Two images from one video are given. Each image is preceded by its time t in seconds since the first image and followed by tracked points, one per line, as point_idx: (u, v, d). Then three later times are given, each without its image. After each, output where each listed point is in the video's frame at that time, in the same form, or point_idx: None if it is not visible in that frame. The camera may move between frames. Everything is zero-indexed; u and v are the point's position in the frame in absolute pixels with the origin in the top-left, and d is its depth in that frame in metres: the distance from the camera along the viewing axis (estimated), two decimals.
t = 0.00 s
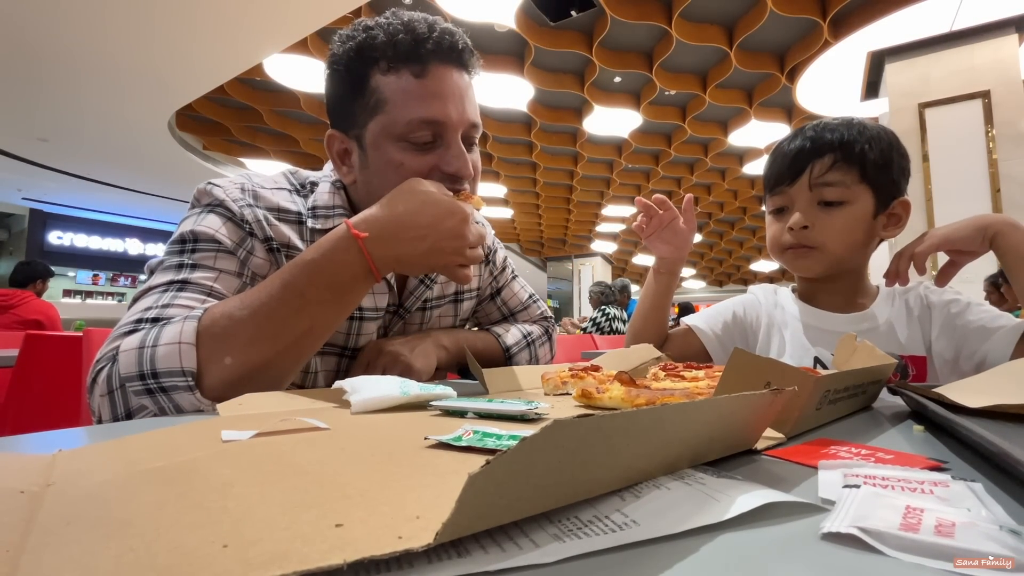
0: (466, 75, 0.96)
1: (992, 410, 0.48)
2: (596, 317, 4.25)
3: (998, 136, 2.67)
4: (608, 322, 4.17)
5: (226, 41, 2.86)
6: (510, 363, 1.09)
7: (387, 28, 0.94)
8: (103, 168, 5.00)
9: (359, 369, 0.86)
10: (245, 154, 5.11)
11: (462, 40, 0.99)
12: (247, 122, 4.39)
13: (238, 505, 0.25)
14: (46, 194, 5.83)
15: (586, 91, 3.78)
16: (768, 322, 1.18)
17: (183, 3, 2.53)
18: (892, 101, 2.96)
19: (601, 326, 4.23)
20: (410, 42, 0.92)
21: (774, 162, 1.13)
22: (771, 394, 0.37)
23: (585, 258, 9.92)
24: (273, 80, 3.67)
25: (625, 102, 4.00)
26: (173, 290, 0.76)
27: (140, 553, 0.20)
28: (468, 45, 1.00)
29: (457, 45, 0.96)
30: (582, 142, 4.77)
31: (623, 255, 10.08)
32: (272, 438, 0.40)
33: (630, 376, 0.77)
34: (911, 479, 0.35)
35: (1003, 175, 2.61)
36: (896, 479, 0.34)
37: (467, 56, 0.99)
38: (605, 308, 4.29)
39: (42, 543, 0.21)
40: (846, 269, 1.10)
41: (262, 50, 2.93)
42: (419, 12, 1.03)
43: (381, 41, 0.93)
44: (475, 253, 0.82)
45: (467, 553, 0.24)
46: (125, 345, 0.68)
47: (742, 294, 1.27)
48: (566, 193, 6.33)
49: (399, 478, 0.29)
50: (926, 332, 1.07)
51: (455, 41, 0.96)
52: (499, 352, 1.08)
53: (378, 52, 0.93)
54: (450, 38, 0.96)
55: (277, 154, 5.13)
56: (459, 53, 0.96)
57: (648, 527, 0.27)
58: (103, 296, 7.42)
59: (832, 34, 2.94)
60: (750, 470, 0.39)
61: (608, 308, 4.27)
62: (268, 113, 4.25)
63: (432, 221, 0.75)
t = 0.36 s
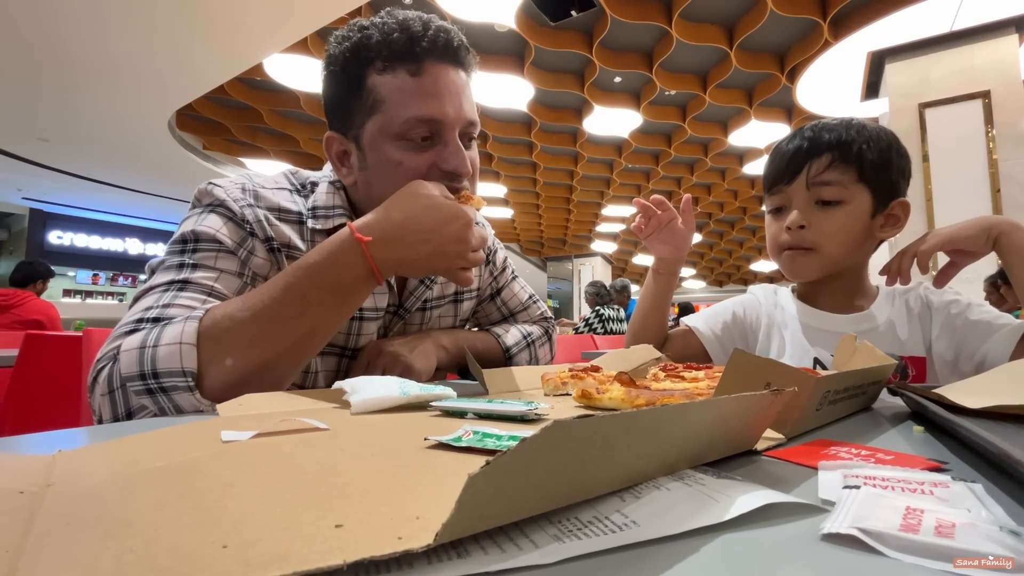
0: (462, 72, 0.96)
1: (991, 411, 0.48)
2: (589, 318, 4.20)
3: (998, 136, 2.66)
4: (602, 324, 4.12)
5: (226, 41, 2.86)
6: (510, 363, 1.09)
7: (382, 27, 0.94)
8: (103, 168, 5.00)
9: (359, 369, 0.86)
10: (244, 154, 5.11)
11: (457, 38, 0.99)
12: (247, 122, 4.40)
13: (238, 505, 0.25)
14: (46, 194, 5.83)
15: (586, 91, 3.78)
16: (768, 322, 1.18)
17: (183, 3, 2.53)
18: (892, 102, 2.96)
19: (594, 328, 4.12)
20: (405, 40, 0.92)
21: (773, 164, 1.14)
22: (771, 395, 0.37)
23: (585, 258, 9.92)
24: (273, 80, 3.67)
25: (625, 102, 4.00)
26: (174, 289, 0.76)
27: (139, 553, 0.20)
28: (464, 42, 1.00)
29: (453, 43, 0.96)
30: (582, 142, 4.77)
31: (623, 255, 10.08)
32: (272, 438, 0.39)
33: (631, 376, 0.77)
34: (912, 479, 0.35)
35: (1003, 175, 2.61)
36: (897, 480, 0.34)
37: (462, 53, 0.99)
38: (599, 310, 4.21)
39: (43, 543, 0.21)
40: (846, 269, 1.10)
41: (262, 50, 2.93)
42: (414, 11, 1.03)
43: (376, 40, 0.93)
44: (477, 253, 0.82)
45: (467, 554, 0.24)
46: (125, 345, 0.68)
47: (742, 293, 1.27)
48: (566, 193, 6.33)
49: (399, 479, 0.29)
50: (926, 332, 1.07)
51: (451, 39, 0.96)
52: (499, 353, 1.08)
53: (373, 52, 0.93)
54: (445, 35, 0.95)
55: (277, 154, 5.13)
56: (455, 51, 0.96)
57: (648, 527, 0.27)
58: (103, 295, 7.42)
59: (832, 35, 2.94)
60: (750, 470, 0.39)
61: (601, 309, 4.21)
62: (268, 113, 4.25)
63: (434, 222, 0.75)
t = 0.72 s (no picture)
0: (461, 71, 0.96)
1: (992, 411, 0.48)
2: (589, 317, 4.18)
3: (998, 136, 2.66)
4: (603, 323, 4.11)
5: (226, 40, 2.86)
6: (510, 363, 1.09)
7: (381, 26, 0.94)
8: (103, 167, 5.00)
9: (359, 369, 0.86)
10: (245, 154, 5.11)
11: (456, 36, 0.99)
12: (247, 122, 4.39)
13: (238, 505, 0.25)
14: (47, 194, 5.83)
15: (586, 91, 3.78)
16: (775, 322, 1.19)
17: (183, 3, 2.53)
18: (892, 101, 2.96)
19: (595, 327, 4.12)
20: (404, 39, 0.92)
21: (778, 164, 1.14)
22: (771, 395, 0.37)
23: (585, 258, 9.92)
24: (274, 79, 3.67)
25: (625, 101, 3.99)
26: (174, 289, 0.76)
27: (140, 553, 0.20)
28: (463, 41, 1.00)
29: (452, 41, 0.95)
30: (582, 142, 4.77)
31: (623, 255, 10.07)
32: (273, 438, 0.39)
33: (631, 377, 0.77)
34: (911, 480, 0.35)
35: (1003, 175, 2.61)
36: (897, 480, 0.34)
37: (462, 52, 0.98)
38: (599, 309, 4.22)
39: (43, 542, 0.21)
40: (849, 269, 1.10)
41: (262, 49, 2.93)
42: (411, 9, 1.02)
43: (375, 39, 0.93)
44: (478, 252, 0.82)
45: (467, 555, 0.24)
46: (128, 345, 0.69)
47: (749, 293, 1.27)
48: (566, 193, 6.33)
49: (399, 479, 0.29)
50: (937, 333, 1.06)
51: (449, 36, 0.95)
52: (499, 353, 1.08)
53: (372, 51, 0.93)
54: (444, 34, 0.95)
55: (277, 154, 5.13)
56: (454, 49, 0.96)
57: (648, 528, 0.27)
58: (103, 295, 7.43)
59: (832, 34, 2.94)
60: (751, 471, 0.39)
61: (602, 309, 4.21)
62: (268, 113, 4.25)
63: (434, 223, 0.74)
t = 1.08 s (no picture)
0: (460, 70, 0.96)
1: (993, 413, 0.48)
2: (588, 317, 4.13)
3: (998, 136, 2.64)
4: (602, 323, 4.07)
5: (224, 39, 2.85)
6: (510, 365, 1.09)
7: (379, 25, 0.94)
8: (102, 166, 4.99)
9: (359, 370, 0.86)
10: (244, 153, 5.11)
11: (454, 35, 0.99)
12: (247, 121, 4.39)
13: (238, 507, 0.25)
14: (47, 193, 5.83)
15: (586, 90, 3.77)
16: (788, 322, 1.19)
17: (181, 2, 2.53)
18: (892, 101, 2.95)
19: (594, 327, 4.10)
20: (403, 39, 0.92)
21: (792, 162, 1.14)
22: (771, 397, 0.37)
23: (585, 257, 9.91)
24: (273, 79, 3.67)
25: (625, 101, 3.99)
26: (173, 290, 0.76)
27: (139, 555, 0.20)
28: (461, 39, 1.00)
29: (450, 40, 0.95)
30: (582, 141, 4.77)
31: (623, 255, 10.07)
32: (272, 440, 0.40)
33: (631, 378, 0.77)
34: (912, 481, 0.35)
35: (1004, 175, 2.60)
36: (897, 482, 0.34)
37: (460, 51, 0.98)
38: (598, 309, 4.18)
39: (43, 543, 0.21)
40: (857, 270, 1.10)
41: (261, 48, 2.93)
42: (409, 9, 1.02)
43: (373, 39, 0.93)
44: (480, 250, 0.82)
45: (466, 556, 0.24)
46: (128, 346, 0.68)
47: (761, 294, 1.27)
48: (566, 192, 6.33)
49: (398, 481, 0.29)
50: (953, 332, 1.06)
51: (448, 36, 0.95)
52: (499, 354, 1.08)
53: (371, 51, 0.93)
54: (442, 32, 0.95)
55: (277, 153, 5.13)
56: (452, 48, 0.96)
57: (649, 530, 0.27)
58: (103, 294, 7.42)
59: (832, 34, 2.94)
60: (750, 472, 0.39)
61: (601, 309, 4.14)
62: (268, 112, 4.24)
63: (433, 222, 0.74)
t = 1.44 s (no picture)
0: (456, 68, 0.96)
1: (992, 413, 0.48)
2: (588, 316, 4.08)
3: (999, 135, 2.64)
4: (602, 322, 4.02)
5: (224, 39, 2.85)
6: (510, 365, 1.09)
7: (374, 25, 0.94)
8: (103, 166, 5.00)
9: (359, 370, 0.86)
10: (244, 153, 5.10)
11: (450, 32, 0.99)
12: (247, 121, 4.39)
13: (238, 507, 0.25)
14: (47, 193, 5.83)
15: (586, 90, 3.77)
16: (785, 321, 1.19)
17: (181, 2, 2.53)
18: (892, 101, 2.95)
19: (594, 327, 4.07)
20: (397, 38, 0.92)
21: (788, 163, 1.15)
22: (770, 396, 0.37)
23: (585, 257, 9.92)
24: (274, 78, 3.67)
25: (625, 100, 3.99)
26: (172, 290, 0.76)
27: (139, 555, 0.20)
28: (456, 37, 1.00)
29: (445, 38, 0.95)
30: (582, 141, 4.77)
31: (623, 255, 10.06)
32: (273, 439, 0.40)
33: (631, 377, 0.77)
34: (912, 481, 0.35)
35: (1004, 174, 2.59)
36: (897, 482, 0.34)
37: (456, 48, 0.98)
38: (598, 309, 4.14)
39: (43, 543, 0.21)
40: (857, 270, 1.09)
41: (261, 47, 2.92)
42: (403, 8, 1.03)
43: (369, 39, 0.93)
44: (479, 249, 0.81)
45: (466, 555, 0.24)
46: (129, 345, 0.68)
47: (758, 293, 1.27)
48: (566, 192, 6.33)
49: (398, 480, 0.29)
50: (949, 332, 1.06)
51: (443, 34, 0.95)
52: (499, 354, 1.08)
53: (367, 51, 0.93)
54: (438, 31, 0.95)
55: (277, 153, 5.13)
56: (448, 45, 0.95)
57: (648, 529, 0.27)
58: (103, 294, 7.42)
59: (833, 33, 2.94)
60: (750, 471, 0.39)
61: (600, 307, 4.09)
62: (268, 112, 4.24)
63: (430, 221, 0.74)
